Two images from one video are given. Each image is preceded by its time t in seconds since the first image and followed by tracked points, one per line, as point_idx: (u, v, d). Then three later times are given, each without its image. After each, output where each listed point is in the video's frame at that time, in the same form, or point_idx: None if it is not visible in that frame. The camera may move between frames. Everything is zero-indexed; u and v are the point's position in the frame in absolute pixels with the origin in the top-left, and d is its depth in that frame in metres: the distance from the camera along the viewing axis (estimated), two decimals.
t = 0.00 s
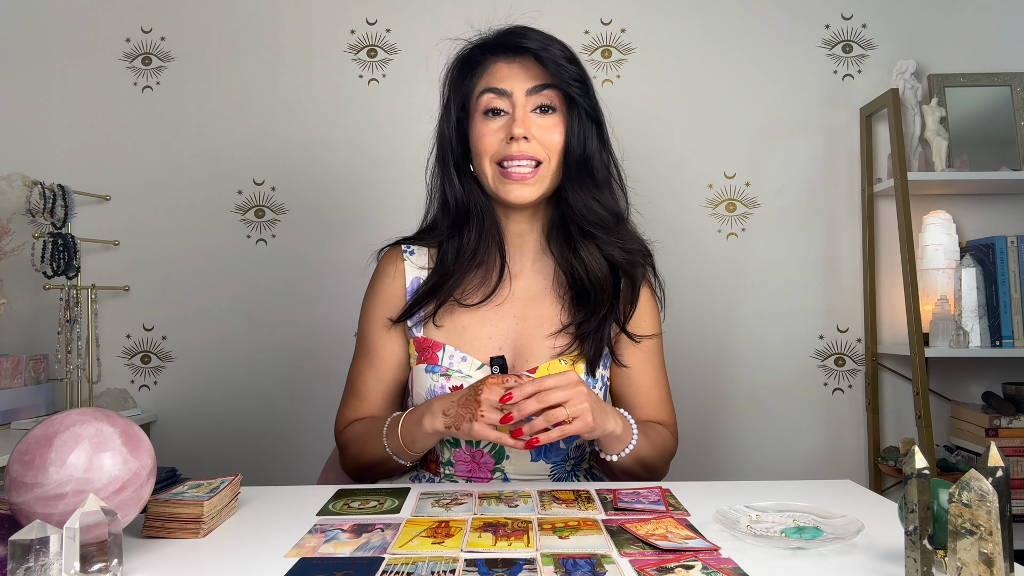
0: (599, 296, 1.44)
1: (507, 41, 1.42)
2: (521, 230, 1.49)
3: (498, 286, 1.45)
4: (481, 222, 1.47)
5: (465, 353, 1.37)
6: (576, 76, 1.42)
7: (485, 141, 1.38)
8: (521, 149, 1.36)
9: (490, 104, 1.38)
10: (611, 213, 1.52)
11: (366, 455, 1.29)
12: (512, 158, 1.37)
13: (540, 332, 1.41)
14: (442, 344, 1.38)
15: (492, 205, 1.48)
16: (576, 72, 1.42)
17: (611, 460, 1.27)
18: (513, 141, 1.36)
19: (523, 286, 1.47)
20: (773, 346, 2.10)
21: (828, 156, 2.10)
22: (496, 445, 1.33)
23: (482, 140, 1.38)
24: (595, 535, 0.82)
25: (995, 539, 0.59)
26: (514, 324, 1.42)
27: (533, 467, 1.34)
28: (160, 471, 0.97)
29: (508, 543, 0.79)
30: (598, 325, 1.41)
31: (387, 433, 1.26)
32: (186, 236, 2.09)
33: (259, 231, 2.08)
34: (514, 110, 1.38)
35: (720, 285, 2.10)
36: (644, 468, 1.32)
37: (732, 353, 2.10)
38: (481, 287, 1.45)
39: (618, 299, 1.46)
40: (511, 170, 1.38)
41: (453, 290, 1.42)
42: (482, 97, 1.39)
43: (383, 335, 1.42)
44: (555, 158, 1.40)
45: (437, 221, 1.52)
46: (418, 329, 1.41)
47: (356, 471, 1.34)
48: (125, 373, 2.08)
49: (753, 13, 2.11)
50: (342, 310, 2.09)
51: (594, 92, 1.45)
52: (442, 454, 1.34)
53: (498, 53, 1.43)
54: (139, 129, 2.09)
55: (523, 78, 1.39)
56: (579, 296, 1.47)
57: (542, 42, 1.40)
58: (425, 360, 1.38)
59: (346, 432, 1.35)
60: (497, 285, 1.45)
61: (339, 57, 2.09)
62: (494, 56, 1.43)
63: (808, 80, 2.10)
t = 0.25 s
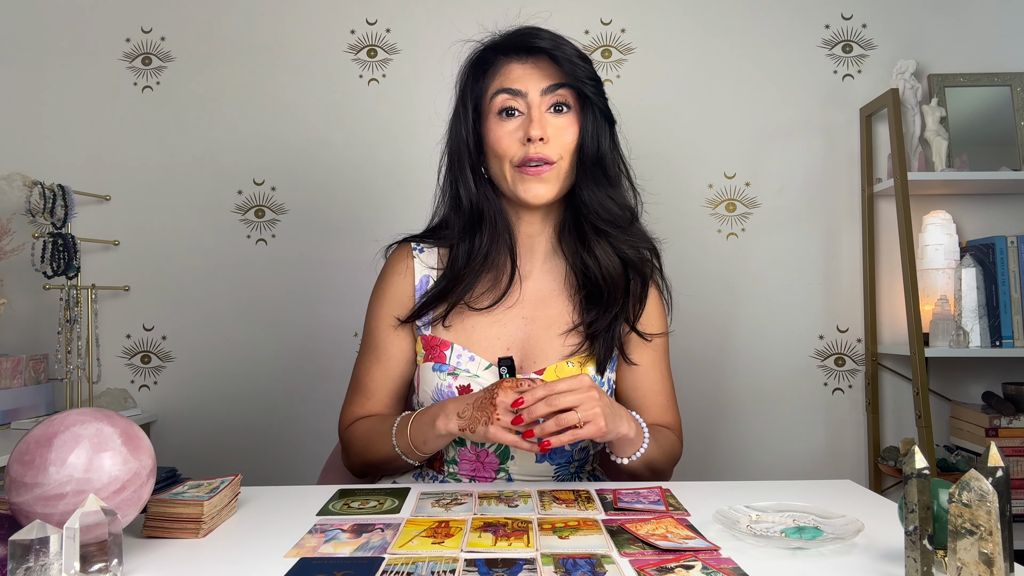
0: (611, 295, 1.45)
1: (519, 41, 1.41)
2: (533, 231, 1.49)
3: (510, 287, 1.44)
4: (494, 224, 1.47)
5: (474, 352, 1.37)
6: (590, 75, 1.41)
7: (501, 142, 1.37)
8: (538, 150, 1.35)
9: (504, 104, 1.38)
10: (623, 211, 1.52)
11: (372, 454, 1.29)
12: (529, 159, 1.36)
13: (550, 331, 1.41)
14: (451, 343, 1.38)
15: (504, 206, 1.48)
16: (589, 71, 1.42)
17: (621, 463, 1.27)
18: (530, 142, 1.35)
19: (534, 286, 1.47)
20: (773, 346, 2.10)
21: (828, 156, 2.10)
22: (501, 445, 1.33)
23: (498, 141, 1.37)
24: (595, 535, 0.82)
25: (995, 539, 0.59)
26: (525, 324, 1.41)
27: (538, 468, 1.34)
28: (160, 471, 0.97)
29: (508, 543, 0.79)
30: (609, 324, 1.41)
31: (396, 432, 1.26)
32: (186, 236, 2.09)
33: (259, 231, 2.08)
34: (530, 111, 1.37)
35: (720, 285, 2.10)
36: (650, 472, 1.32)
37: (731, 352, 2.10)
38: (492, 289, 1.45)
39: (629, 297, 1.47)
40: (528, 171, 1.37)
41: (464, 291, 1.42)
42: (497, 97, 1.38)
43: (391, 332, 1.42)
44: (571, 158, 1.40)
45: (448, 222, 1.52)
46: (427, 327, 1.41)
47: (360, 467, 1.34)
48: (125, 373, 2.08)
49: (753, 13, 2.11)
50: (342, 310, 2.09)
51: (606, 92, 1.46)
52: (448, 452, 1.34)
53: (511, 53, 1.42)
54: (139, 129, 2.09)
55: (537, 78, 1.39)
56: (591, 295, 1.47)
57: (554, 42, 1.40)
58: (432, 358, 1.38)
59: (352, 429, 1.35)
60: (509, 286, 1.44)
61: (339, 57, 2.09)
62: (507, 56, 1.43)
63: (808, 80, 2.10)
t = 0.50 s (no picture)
0: (617, 295, 1.46)
1: (520, 47, 1.41)
2: (539, 233, 1.49)
3: (517, 288, 1.44)
4: (500, 229, 1.47)
5: (480, 351, 1.38)
6: (592, 78, 1.41)
7: (507, 149, 1.37)
8: (545, 156, 1.35)
9: (509, 111, 1.37)
10: (628, 211, 1.52)
11: (378, 455, 1.29)
12: (536, 165, 1.37)
13: (557, 331, 1.42)
14: (456, 342, 1.38)
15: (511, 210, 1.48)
16: (592, 75, 1.41)
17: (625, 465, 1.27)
18: (536, 149, 1.35)
19: (541, 287, 1.47)
20: (773, 347, 2.10)
21: (828, 156, 2.10)
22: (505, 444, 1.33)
23: (504, 148, 1.37)
24: (595, 535, 0.82)
25: (995, 539, 0.59)
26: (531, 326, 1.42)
27: (541, 468, 1.35)
28: (160, 471, 0.97)
29: (508, 543, 0.79)
30: (616, 322, 1.42)
31: (404, 437, 1.25)
32: (186, 235, 2.09)
33: (259, 231, 2.08)
34: (534, 117, 1.37)
35: (720, 285, 2.10)
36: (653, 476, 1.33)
37: (731, 352, 2.10)
38: (500, 291, 1.45)
39: (634, 294, 1.48)
40: (535, 177, 1.37)
41: (472, 295, 1.42)
42: (501, 104, 1.38)
43: (397, 332, 1.42)
44: (576, 162, 1.41)
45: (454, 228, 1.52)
46: (433, 327, 1.41)
47: (363, 466, 1.34)
48: (125, 373, 2.08)
49: (753, 13, 2.11)
50: (341, 310, 2.09)
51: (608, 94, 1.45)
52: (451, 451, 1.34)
53: (513, 59, 1.42)
54: (139, 129, 2.09)
55: (540, 84, 1.38)
56: (597, 294, 1.47)
57: (556, 47, 1.39)
58: (437, 356, 1.38)
59: (358, 429, 1.34)
60: (516, 287, 1.45)
61: (339, 57, 2.09)
62: (509, 62, 1.42)
63: (808, 80, 2.10)
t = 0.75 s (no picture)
0: (614, 299, 1.44)
1: (512, 52, 1.39)
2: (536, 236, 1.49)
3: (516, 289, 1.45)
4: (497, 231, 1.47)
5: (481, 351, 1.38)
6: (584, 85, 1.39)
7: (496, 154, 1.37)
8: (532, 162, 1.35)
9: (498, 117, 1.37)
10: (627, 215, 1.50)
11: (380, 454, 1.30)
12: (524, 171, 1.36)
13: (556, 333, 1.41)
14: (457, 342, 1.38)
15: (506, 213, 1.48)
16: (583, 81, 1.39)
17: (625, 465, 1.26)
18: (526, 154, 1.35)
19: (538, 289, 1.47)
20: (773, 347, 2.10)
21: (828, 156, 2.10)
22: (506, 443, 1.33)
23: (494, 153, 1.38)
24: (595, 535, 0.82)
25: (996, 539, 0.59)
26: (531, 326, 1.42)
27: (543, 468, 1.35)
28: (160, 471, 0.97)
29: (508, 543, 0.79)
30: (613, 326, 1.41)
31: (406, 437, 1.25)
32: (186, 235, 2.09)
33: (259, 231, 2.08)
34: (525, 122, 1.36)
35: (720, 285, 2.10)
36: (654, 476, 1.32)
37: (731, 352, 2.10)
38: (499, 292, 1.45)
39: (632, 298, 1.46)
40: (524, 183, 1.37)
41: (471, 295, 1.42)
42: (491, 110, 1.38)
43: (399, 332, 1.42)
44: (567, 168, 1.39)
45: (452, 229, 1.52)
46: (434, 327, 1.42)
47: (366, 465, 1.34)
48: (125, 373, 2.08)
49: (753, 13, 2.11)
50: (341, 310, 2.09)
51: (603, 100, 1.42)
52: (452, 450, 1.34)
53: (505, 64, 1.41)
54: (139, 129, 2.09)
55: (530, 90, 1.37)
56: (595, 298, 1.46)
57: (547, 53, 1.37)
58: (439, 356, 1.38)
59: (361, 429, 1.35)
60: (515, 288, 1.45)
61: (339, 57, 2.09)
62: (502, 68, 1.41)
63: (808, 80, 2.10)
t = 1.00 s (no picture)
0: (601, 302, 1.43)
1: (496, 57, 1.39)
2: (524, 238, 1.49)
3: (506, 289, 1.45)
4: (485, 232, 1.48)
5: (475, 350, 1.38)
6: (565, 90, 1.38)
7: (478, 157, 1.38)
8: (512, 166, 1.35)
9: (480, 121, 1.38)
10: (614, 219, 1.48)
11: (377, 454, 1.30)
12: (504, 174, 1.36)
13: (547, 332, 1.41)
14: (451, 341, 1.39)
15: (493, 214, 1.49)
16: (565, 86, 1.38)
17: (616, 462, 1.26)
18: (505, 158, 1.35)
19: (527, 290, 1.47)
20: (772, 347, 2.10)
21: (828, 156, 2.10)
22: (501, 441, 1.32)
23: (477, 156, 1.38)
24: (595, 535, 0.82)
25: (995, 539, 0.59)
26: (524, 325, 1.42)
27: (538, 466, 1.34)
28: (160, 471, 0.97)
29: (508, 543, 0.79)
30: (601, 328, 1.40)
31: (400, 434, 1.25)
32: (186, 235, 2.09)
33: (259, 231, 2.08)
34: (506, 126, 1.36)
35: (720, 285, 2.10)
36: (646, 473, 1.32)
37: (731, 352, 2.10)
38: (490, 292, 1.45)
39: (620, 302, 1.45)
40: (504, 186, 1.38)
41: (461, 295, 1.43)
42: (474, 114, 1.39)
43: (395, 332, 1.43)
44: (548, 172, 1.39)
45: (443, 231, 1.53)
46: (429, 328, 1.42)
47: (365, 465, 1.34)
48: (125, 373, 2.08)
49: (753, 13, 2.11)
50: (341, 310, 2.09)
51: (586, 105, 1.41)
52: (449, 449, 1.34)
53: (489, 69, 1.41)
54: (139, 129, 2.09)
55: (512, 94, 1.37)
56: (582, 300, 1.46)
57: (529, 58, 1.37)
58: (434, 356, 1.39)
59: (358, 429, 1.35)
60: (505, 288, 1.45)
61: (339, 57, 2.09)
62: (486, 72, 1.41)
63: (808, 80, 2.10)
